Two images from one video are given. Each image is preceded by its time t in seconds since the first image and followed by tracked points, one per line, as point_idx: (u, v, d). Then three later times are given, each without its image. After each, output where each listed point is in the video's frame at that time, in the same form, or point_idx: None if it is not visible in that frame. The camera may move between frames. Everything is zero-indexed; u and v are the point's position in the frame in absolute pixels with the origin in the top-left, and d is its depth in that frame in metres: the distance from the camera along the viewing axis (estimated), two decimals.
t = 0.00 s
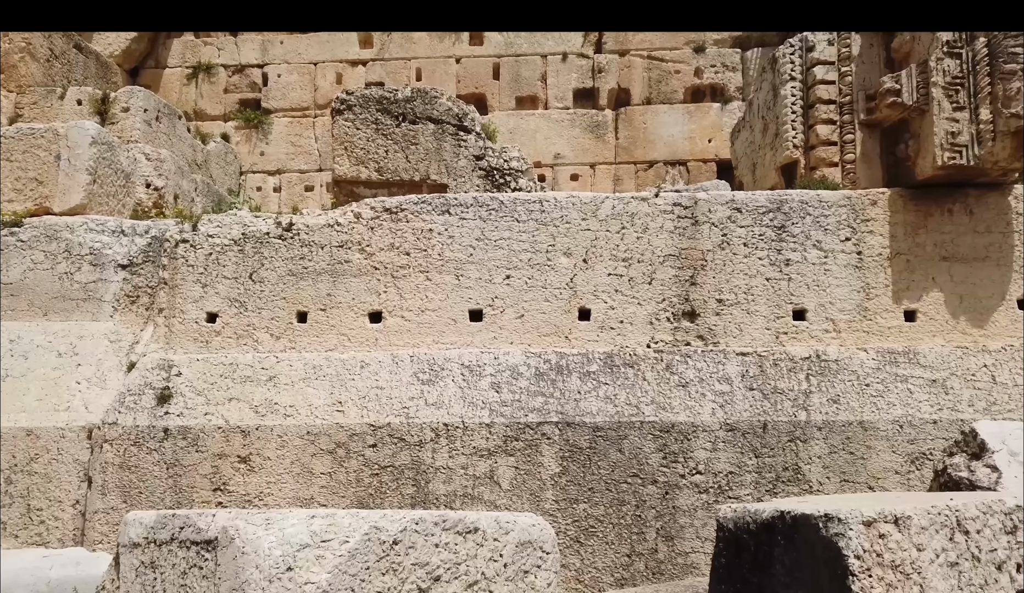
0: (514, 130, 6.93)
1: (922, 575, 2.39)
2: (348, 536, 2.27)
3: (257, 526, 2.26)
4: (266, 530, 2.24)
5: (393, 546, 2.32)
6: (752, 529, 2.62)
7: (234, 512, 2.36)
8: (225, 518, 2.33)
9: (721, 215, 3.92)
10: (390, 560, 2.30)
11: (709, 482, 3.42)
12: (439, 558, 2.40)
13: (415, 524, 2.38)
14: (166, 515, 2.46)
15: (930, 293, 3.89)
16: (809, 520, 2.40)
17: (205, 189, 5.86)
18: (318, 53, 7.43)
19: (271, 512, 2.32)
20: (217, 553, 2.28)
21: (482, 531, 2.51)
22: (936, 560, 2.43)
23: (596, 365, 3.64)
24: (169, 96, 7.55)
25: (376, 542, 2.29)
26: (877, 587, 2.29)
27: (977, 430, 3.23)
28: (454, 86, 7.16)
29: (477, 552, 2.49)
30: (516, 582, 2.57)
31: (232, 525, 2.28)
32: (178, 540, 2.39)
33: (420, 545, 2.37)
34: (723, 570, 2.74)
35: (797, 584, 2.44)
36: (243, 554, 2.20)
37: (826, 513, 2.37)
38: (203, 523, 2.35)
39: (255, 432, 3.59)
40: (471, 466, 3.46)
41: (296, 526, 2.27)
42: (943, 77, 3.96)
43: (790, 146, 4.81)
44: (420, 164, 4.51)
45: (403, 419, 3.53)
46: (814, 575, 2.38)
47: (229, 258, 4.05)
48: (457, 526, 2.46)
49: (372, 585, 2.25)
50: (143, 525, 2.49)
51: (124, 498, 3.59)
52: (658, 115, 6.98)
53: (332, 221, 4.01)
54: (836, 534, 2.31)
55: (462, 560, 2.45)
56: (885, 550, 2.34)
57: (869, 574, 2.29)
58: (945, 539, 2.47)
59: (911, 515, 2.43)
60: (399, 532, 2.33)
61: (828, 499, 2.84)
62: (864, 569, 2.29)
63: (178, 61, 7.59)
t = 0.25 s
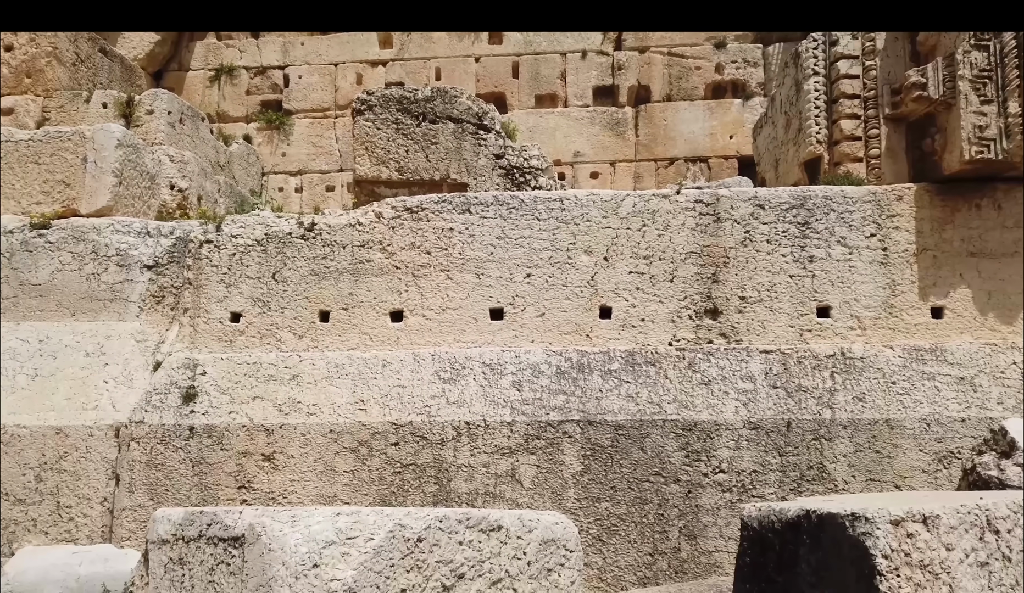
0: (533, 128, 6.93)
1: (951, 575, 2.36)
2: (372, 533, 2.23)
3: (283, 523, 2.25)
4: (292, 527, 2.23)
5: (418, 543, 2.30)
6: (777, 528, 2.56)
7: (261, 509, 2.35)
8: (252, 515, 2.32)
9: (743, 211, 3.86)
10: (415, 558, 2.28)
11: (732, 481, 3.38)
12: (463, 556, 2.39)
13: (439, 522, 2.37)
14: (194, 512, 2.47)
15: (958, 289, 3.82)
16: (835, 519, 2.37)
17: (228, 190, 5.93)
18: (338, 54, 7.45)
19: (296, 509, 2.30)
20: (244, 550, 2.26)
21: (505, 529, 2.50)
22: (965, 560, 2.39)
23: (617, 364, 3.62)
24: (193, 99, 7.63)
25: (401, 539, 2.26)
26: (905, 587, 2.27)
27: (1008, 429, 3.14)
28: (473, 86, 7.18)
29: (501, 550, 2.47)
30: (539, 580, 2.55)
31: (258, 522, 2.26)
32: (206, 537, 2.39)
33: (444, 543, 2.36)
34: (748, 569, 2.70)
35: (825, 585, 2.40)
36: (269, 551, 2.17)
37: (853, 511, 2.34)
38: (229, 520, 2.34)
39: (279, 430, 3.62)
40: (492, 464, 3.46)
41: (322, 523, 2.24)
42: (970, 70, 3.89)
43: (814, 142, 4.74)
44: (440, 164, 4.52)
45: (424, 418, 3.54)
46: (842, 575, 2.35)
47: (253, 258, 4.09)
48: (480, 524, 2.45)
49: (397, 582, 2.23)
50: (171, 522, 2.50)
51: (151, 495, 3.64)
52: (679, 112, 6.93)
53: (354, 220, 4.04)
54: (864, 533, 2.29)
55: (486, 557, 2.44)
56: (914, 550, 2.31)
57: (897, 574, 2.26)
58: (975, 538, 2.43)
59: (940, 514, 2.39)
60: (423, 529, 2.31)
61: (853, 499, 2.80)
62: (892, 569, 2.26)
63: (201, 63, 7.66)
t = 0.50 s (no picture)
0: (556, 126, 6.90)
1: (987, 576, 2.33)
2: (401, 531, 2.23)
3: (313, 521, 2.25)
4: (321, 525, 2.23)
5: (446, 541, 2.29)
6: (807, 529, 2.54)
7: (291, 507, 2.36)
8: (282, 513, 2.33)
9: (770, 208, 3.82)
10: (443, 556, 2.28)
11: (760, 480, 3.35)
12: (491, 554, 2.39)
13: (467, 521, 2.37)
14: (226, 510, 2.49)
15: (992, 285, 3.74)
16: (867, 519, 2.34)
17: (254, 191, 5.98)
18: (363, 55, 7.50)
19: (325, 507, 2.31)
20: (274, 547, 2.28)
21: (533, 528, 2.49)
22: (1001, 560, 2.36)
23: (643, 362, 3.60)
24: (220, 102, 7.70)
25: (429, 537, 2.27)
26: (939, 588, 2.24)
27: None
28: (496, 85, 7.18)
29: (528, 549, 2.47)
30: (567, 579, 2.54)
31: (288, 520, 2.28)
32: (237, 534, 2.41)
33: (472, 541, 2.36)
34: (778, 569, 2.67)
35: (856, 585, 2.37)
36: (300, 548, 2.20)
37: (886, 511, 2.31)
38: (260, 517, 2.35)
39: (307, 429, 3.65)
40: (518, 463, 3.46)
41: (351, 520, 2.24)
42: (1003, 62, 3.82)
43: (842, 137, 4.71)
44: (464, 163, 4.54)
45: (451, 416, 3.55)
46: (874, 575, 2.32)
47: (280, 259, 4.12)
48: (508, 522, 2.44)
49: (425, 580, 2.24)
50: (204, 520, 2.53)
51: (182, 493, 3.67)
52: (703, 107, 6.86)
53: (379, 220, 4.05)
54: (896, 534, 2.26)
55: (514, 556, 2.43)
56: (948, 550, 2.28)
57: (931, 574, 2.24)
58: (1010, 539, 2.39)
59: (975, 514, 2.35)
60: (451, 527, 2.31)
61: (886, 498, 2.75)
62: (925, 570, 2.23)
63: (228, 67, 7.75)
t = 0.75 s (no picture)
0: (577, 124, 6.87)
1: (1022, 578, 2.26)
2: (426, 529, 2.24)
3: (340, 519, 2.27)
4: (348, 523, 2.25)
5: (472, 539, 2.31)
6: (834, 528, 2.53)
7: (318, 505, 2.38)
8: (309, 511, 2.34)
9: (795, 204, 3.77)
10: (468, 554, 2.30)
11: (787, 479, 3.32)
12: (516, 552, 2.39)
13: (492, 519, 2.38)
14: (253, 507, 2.51)
15: None
16: (896, 519, 2.32)
17: (278, 192, 6.03)
18: (384, 55, 7.52)
19: (352, 505, 2.33)
20: (301, 545, 2.29)
21: (558, 527, 2.50)
22: None
23: (666, 361, 3.58)
24: (244, 103, 7.82)
25: (454, 535, 2.27)
26: (971, 588, 2.20)
27: None
28: (516, 84, 7.16)
29: (553, 547, 2.47)
30: (592, 578, 2.54)
31: (315, 518, 2.29)
32: (265, 531, 2.43)
33: (497, 539, 2.36)
34: (804, 568, 2.65)
35: (884, 586, 2.35)
36: (327, 546, 2.20)
37: (915, 511, 2.29)
38: (287, 515, 2.37)
39: (331, 427, 3.67)
40: (541, 462, 3.46)
41: (377, 519, 2.25)
42: None
43: (869, 132, 4.69)
44: (485, 162, 4.54)
45: (473, 415, 3.55)
46: (903, 576, 2.29)
47: (304, 259, 4.15)
48: (532, 521, 2.45)
49: (451, 578, 2.24)
50: (232, 517, 2.56)
51: (209, 491, 3.71)
52: (727, 104, 6.84)
53: (402, 220, 4.07)
54: (926, 534, 2.23)
55: (539, 554, 2.43)
56: (980, 551, 2.24)
57: (963, 575, 2.19)
58: None
59: (1008, 514, 2.31)
60: (477, 526, 2.32)
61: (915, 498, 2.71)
62: (957, 570, 2.19)
63: (251, 69, 7.82)
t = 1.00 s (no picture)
0: (605, 122, 6.87)
1: None
2: (458, 528, 2.25)
3: (372, 517, 2.29)
4: (380, 521, 2.26)
5: (504, 538, 2.30)
6: (871, 529, 2.49)
7: (351, 504, 2.40)
8: (343, 509, 2.37)
9: (828, 200, 3.69)
10: (500, 553, 2.29)
11: (820, 479, 3.28)
12: (548, 552, 2.39)
13: (524, 518, 2.37)
14: (287, 506, 2.54)
15: None
16: (935, 520, 2.28)
17: (307, 193, 6.08)
18: (412, 56, 7.56)
19: (384, 504, 2.35)
20: (335, 543, 2.31)
21: (589, 526, 2.50)
22: None
23: (697, 359, 3.54)
24: (273, 106, 7.91)
25: (486, 534, 2.28)
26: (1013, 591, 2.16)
27: None
28: (543, 82, 7.18)
29: (584, 547, 2.47)
30: (623, 578, 2.54)
31: (348, 516, 2.31)
32: (299, 529, 2.45)
33: (529, 538, 2.35)
34: (840, 570, 2.62)
35: (922, 587, 2.31)
36: (360, 544, 2.22)
37: (954, 512, 2.25)
38: (321, 513, 2.39)
39: (361, 426, 3.70)
40: (571, 461, 3.45)
41: (410, 517, 2.26)
42: None
43: (902, 126, 4.55)
44: (512, 161, 4.54)
45: (502, 414, 3.56)
46: (942, 577, 2.26)
47: (333, 259, 4.19)
48: (564, 520, 2.45)
49: (483, 576, 2.24)
50: (266, 515, 2.59)
51: (242, 489, 3.75)
52: (756, 99, 6.78)
53: (430, 220, 4.09)
54: (966, 535, 2.20)
55: (571, 554, 2.43)
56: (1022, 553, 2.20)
57: (1004, 578, 2.16)
58: None
59: None
60: (508, 525, 2.32)
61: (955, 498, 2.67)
62: (998, 572, 2.15)
63: (280, 71, 7.90)
